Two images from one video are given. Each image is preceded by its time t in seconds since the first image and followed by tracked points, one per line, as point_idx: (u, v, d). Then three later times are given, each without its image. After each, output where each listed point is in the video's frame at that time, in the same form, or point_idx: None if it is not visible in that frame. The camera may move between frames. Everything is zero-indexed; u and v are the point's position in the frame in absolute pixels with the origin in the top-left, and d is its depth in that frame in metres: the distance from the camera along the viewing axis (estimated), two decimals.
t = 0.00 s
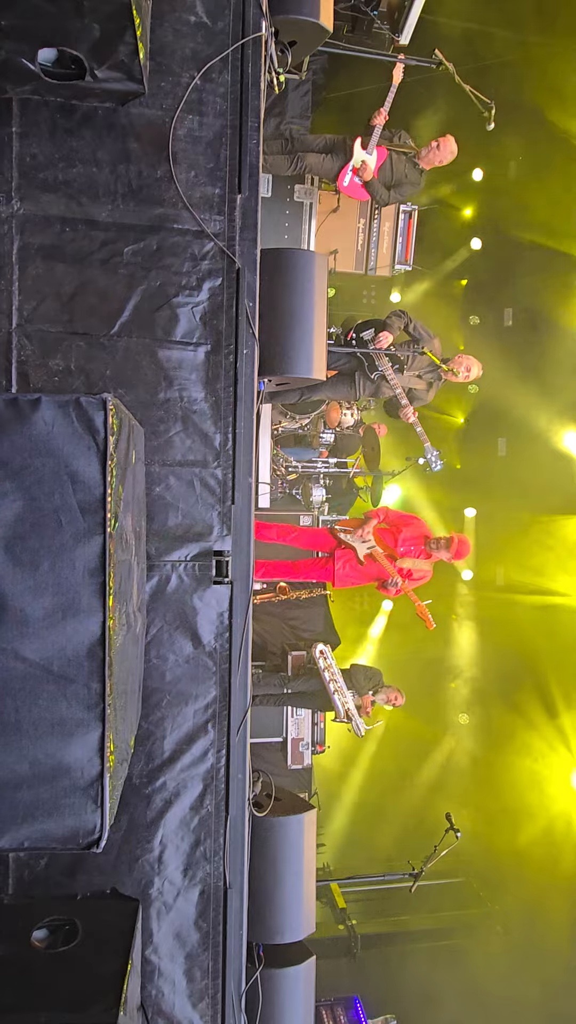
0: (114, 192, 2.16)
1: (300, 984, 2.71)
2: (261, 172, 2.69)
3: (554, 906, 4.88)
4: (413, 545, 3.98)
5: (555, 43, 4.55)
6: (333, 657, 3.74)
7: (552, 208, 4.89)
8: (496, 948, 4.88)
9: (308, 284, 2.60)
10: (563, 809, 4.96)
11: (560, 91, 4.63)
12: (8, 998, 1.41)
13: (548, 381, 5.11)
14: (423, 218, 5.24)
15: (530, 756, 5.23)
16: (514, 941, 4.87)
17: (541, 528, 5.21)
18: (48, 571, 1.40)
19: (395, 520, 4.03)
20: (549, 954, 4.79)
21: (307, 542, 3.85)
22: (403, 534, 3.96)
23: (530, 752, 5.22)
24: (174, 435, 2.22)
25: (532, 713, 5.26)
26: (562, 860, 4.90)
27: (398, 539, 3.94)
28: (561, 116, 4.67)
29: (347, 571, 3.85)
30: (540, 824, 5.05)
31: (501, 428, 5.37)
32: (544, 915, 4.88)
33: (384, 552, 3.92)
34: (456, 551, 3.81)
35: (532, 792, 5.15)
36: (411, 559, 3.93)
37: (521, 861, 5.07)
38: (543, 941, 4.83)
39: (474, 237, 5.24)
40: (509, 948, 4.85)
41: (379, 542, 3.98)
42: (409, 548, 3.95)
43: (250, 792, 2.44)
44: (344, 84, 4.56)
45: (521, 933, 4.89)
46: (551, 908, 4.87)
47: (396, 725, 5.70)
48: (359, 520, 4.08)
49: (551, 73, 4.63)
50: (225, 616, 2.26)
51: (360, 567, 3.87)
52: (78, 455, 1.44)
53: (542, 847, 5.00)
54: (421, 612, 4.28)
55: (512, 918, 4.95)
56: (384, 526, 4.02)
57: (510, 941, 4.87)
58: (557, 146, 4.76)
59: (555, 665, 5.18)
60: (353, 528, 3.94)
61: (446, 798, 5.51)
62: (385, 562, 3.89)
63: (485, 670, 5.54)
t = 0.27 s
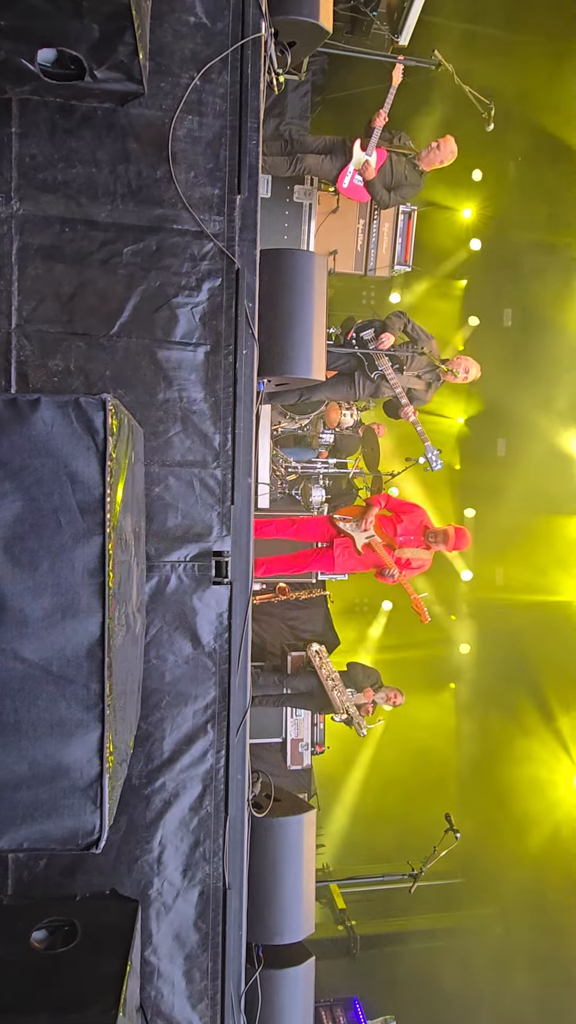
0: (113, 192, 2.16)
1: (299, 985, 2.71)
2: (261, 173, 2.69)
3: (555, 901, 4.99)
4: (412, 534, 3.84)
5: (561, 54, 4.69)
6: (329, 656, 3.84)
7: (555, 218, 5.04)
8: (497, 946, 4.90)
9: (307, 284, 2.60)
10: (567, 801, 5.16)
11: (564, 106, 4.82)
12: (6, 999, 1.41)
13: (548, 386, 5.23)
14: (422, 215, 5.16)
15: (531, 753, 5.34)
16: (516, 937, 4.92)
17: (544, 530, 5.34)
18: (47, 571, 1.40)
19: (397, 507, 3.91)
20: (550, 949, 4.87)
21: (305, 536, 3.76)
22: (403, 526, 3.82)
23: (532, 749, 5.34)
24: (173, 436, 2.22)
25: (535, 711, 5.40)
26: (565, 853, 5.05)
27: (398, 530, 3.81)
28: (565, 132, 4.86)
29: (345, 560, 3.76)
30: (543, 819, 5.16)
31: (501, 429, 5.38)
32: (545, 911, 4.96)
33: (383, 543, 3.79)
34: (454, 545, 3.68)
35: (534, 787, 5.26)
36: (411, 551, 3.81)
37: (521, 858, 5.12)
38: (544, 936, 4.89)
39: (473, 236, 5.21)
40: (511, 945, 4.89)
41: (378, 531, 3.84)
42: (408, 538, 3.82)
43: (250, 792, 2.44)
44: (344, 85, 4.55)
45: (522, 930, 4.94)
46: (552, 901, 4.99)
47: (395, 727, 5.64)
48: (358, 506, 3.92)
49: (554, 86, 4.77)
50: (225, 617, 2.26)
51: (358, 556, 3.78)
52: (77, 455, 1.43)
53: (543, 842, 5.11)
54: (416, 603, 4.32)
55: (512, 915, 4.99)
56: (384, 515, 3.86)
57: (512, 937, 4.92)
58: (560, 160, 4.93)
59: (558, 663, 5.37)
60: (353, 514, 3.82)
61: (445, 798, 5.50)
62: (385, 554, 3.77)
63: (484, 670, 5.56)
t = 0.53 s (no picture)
0: (112, 193, 2.16)
1: (298, 986, 2.71)
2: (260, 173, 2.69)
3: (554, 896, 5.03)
4: (411, 530, 3.87)
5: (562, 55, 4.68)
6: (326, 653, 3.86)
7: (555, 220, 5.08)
8: (498, 943, 4.93)
9: (306, 285, 2.60)
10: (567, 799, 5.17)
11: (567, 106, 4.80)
12: (4, 1001, 1.41)
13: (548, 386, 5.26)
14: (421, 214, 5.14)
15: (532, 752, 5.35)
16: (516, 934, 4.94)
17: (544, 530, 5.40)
18: (46, 571, 1.40)
19: (396, 503, 3.92)
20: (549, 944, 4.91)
21: (304, 532, 3.77)
22: (403, 520, 3.86)
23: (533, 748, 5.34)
24: (172, 436, 2.22)
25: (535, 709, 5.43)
26: (565, 850, 5.08)
27: (398, 524, 3.84)
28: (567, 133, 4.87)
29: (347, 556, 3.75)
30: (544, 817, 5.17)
31: (499, 429, 5.39)
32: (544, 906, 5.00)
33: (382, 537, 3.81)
34: (455, 540, 3.74)
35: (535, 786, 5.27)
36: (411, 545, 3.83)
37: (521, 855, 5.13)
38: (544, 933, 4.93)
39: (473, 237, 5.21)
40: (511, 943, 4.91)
41: (377, 526, 3.86)
42: (408, 534, 3.84)
43: (249, 793, 2.44)
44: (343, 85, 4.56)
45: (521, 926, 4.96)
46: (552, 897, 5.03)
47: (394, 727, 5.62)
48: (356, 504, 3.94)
49: (556, 84, 4.74)
50: (224, 617, 2.26)
51: (357, 551, 3.75)
52: (76, 455, 1.43)
53: (542, 840, 5.14)
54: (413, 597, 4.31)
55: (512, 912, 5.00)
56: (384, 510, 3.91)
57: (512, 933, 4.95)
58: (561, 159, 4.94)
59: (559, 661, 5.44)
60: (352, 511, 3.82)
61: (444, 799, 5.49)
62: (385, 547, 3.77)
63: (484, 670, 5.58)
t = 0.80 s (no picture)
0: (111, 194, 2.16)
1: (297, 986, 2.70)
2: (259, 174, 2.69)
3: (554, 911, 4.81)
4: (411, 532, 3.85)
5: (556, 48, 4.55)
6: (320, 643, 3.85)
7: (546, 199, 4.91)
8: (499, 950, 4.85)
9: (305, 286, 2.60)
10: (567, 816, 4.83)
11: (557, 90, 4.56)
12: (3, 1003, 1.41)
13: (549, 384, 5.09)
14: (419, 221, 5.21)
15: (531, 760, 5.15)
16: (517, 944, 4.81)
17: (539, 530, 5.22)
18: (45, 572, 1.40)
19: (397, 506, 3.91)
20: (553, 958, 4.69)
21: (304, 534, 3.78)
22: (403, 522, 3.85)
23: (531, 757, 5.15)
24: (171, 437, 2.22)
25: (529, 708, 5.27)
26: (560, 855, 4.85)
27: (398, 526, 3.83)
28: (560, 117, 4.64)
29: (345, 557, 3.72)
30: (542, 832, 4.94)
31: (497, 429, 5.40)
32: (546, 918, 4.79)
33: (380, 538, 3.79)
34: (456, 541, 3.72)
35: (531, 795, 5.09)
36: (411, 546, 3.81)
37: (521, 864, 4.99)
38: (542, 938, 4.78)
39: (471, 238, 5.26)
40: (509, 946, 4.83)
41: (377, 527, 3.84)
42: (409, 535, 3.83)
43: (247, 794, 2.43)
44: (341, 86, 4.56)
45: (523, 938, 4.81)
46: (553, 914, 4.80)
47: (394, 725, 5.69)
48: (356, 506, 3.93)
49: (547, 63, 4.61)
50: (223, 619, 2.26)
51: (357, 553, 3.74)
52: (75, 456, 1.43)
53: (538, 842, 4.96)
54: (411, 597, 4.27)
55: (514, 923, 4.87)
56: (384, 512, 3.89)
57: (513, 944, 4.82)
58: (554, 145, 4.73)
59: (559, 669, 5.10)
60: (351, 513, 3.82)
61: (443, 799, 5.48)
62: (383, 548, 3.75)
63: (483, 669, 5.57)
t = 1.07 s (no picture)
0: (109, 194, 2.16)
1: (295, 988, 2.70)
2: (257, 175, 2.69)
3: (556, 912, 4.73)
4: (411, 537, 3.89)
5: (561, 52, 4.61)
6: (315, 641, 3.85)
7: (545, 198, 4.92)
8: (496, 952, 4.83)
9: (303, 287, 2.60)
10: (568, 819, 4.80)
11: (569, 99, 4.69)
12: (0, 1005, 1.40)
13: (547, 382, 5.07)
14: (417, 223, 5.22)
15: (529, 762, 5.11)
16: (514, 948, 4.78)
17: (537, 527, 5.18)
18: (43, 573, 1.40)
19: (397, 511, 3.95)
20: (551, 969, 4.64)
21: (302, 539, 3.74)
22: (403, 526, 3.87)
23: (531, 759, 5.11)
24: (169, 439, 2.22)
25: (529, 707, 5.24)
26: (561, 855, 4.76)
27: (398, 531, 3.85)
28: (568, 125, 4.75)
29: (343, 562, 3.71)
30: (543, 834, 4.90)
31: (495, 430, 5.40)
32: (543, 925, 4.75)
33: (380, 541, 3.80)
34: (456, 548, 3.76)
35: (529, 794, 5.04)
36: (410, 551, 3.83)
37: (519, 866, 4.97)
38: (542, 938, 4.72)
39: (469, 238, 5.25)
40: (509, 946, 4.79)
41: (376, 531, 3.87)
42: (408, 540, 3.86)
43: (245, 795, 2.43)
44: (340, 87, 4.56)
45: (520, 942, 4.78)
46: (550, 921, 4.72)
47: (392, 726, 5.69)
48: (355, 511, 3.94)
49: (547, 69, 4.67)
50: (221, 620, 2.26)
51: (356, 557, 3.73)
52: (73, 456, 1.43)
53: (537, 841, 4.92)
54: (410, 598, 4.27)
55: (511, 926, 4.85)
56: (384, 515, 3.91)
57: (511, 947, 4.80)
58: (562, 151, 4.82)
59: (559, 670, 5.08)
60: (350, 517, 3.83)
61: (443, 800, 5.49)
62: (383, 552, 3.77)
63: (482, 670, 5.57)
